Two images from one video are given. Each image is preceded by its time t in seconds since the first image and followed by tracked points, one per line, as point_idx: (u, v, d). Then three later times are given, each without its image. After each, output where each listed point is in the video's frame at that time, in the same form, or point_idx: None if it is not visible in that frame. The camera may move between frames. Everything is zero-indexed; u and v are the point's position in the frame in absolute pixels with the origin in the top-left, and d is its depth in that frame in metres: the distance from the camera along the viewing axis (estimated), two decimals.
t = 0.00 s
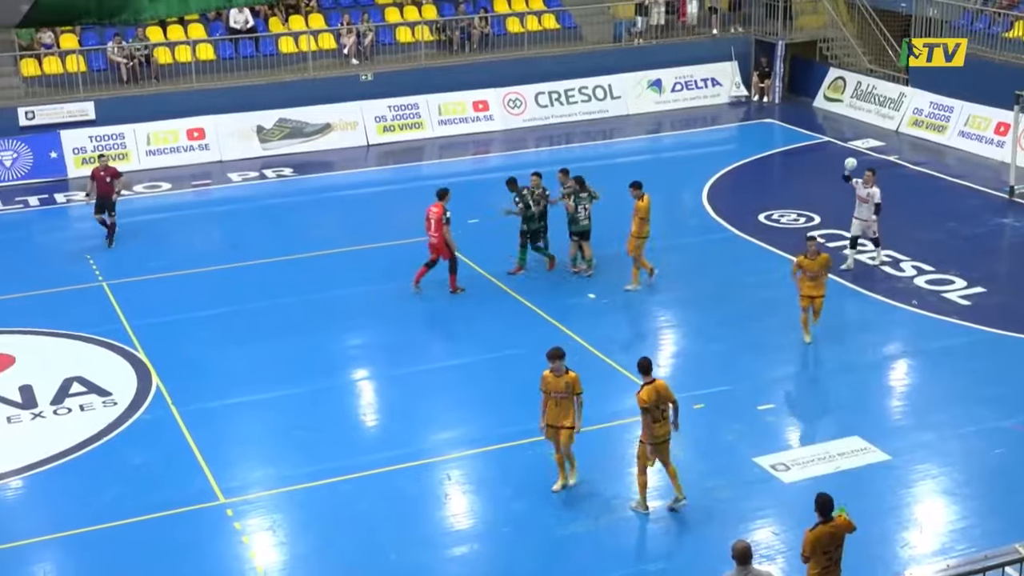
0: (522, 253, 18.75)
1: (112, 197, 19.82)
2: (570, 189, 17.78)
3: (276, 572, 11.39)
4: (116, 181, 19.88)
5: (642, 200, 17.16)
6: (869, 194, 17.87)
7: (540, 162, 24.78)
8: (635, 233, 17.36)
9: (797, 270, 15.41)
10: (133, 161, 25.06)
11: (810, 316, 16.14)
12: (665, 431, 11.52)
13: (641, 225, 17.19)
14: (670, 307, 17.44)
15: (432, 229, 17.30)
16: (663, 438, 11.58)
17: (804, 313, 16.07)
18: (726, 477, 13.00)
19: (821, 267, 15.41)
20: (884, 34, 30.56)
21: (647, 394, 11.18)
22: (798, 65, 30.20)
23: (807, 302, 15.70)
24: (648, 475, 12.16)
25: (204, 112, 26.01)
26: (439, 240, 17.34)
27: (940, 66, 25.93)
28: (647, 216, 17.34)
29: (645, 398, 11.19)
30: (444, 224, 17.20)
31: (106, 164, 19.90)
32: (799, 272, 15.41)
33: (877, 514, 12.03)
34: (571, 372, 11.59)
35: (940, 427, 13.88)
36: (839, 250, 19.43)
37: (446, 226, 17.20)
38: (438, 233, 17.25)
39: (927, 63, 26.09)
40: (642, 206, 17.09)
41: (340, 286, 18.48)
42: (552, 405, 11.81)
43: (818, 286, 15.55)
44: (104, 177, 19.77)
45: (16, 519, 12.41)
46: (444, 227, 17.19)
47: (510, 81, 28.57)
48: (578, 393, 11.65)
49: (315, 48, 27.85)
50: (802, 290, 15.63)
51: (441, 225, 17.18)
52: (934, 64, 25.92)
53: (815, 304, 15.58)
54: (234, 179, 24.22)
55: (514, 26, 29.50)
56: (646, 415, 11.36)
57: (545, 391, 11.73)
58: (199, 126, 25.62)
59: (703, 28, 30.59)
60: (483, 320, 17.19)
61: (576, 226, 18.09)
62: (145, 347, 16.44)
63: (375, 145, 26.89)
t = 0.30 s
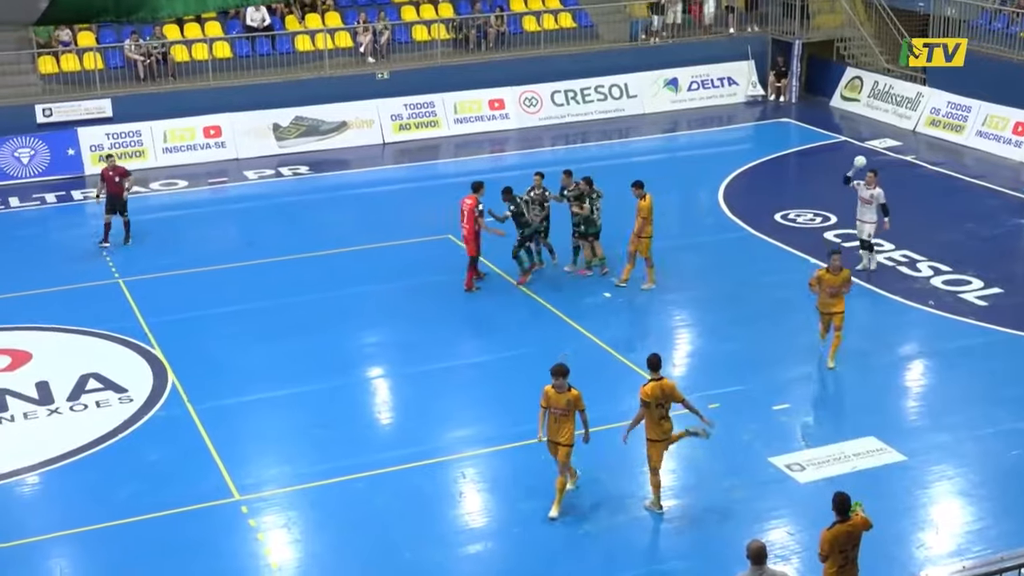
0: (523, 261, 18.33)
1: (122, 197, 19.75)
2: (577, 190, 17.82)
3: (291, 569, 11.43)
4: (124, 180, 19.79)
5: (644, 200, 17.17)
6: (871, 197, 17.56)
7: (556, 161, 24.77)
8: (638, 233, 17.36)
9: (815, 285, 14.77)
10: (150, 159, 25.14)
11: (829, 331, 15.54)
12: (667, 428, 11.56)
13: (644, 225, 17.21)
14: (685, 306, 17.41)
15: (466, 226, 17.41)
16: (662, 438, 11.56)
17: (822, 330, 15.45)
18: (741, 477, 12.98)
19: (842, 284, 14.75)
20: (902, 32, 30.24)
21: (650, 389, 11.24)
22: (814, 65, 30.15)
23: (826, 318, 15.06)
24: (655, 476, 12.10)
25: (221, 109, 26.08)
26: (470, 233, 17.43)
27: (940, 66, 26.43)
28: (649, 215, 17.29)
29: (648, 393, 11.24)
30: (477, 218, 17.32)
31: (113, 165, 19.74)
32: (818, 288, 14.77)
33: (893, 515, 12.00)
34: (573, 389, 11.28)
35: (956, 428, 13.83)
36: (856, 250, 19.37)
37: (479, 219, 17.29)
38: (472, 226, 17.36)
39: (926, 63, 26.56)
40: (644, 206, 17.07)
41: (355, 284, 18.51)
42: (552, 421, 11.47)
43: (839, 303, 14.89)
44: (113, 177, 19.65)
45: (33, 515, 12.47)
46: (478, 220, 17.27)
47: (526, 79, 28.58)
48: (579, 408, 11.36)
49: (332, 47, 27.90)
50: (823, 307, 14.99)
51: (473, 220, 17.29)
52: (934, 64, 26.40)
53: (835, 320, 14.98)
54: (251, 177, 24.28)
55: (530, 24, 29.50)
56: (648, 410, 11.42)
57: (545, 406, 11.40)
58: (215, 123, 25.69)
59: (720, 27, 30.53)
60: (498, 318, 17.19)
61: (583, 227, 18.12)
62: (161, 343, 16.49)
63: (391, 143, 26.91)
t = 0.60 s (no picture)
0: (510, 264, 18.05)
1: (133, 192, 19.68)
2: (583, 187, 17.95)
3: (310, 564, 11.46)
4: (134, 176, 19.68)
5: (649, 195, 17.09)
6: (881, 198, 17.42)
7: (576, 158, 24.73)
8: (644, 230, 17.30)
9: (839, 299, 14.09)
10: (171, 154, 25.19)
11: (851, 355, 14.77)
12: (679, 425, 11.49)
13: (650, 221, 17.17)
14: (705, 304, 17.37)
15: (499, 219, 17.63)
16: (671, 436, 11.49)
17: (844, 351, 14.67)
18: (761, 476, 12.96)
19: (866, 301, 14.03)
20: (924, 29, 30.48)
21: (663, 385, 11.30)
22: (837, 63, 30.18)
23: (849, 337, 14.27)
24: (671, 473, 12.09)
25: (243, 106, 26.17)
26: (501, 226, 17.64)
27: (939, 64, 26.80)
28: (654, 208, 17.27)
29: (659, 388, 11.29)
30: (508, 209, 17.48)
31: (123, 162, 19.59)
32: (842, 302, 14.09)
33: (913, 515, 11.95)
34: (577, 397, 10.98)
35: (977, 428, 13.76)
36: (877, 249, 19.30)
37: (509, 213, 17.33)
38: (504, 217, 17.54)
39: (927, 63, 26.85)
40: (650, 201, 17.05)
41: (375, 280, 18.53)
42: (556, 430, 11.17)
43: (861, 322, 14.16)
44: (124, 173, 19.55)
45: (55, 508, 12.55)
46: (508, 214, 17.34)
47: (547, 77, 28.57)
48: (584, 419, 11.05)
49: (353, 43, 27.80)
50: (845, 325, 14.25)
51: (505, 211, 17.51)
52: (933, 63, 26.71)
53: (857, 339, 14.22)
54: (272, 173, 24.32)
55: (551, 22, 29.60)
56: (658, 409, 11.34)
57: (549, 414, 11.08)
58: (236, 119, 25.73)
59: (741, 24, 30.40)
60: (518, 315, 17.19)
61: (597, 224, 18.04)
62: (182, 338, 16.54)
63: (411, 140, 26.87)
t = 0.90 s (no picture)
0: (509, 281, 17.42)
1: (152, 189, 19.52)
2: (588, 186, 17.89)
3: (334, 559, 11.50)
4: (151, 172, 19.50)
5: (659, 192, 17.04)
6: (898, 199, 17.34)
7: (601, 155, 24.68)
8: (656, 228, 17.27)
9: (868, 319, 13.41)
10: (197, 148, 25.30)
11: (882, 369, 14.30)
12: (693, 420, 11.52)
13: (661, 219, 17.13)
14: (729, 302, 17.32)
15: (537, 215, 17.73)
16: (683, 432, 11.57)
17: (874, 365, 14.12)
18: (785, 475, 12.93)
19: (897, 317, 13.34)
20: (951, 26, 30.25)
21: (675, 380, 11.33)
22: (863, 61, 30.03)
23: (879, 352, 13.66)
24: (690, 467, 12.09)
25: (269, 102, 26.27)
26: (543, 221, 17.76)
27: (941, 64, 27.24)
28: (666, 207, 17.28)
29: (672, 384, 11.34)
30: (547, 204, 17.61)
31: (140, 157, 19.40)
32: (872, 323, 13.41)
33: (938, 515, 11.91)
34: (582, 409, 10.82)
35: (1004, 429, 13.68)
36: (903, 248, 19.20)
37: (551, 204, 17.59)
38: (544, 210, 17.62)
39: (927, 63, 27.33)
40: (659, 198, 17.03)
41: (399, 275, 18.55)
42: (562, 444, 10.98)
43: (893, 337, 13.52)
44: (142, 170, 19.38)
45: (81, 500, 12.63)
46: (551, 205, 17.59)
47: (572, 74, 28.54)
48: (589, 431, 10.88)
49: (379, 38, 27.98)
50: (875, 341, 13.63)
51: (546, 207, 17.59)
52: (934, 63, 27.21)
53: (886, 356, 13.60)
54: (297, 168, 24.37)
55: (576, 18, 29.59)
56: (670, 404, 11.42)
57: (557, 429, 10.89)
58: (261, 114, 25.78)
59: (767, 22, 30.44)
60: (541, 312, 17.18)
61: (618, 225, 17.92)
62: (206, 332, 16.60)
63: (436, 135, 26.88)
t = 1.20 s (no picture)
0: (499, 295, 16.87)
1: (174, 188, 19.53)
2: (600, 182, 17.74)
3: (359, 553, 11.53)
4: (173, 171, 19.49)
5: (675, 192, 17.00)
6: (912, 199, 17.18)
7: (629, 151, 24.64)
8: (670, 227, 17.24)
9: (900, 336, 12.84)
10: (225, 143, 25.40)
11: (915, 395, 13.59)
12: (694, 414, 11.83)
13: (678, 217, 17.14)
14: (757, 300, 17.27)
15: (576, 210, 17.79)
16: (689, 424, 11.85)
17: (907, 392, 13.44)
18: (812, 474, 12.87)
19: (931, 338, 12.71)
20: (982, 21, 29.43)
21: (683, 373, 11.55)
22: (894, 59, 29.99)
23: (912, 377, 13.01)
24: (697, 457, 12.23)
25: (294, 96, 26.38)
26: (584, 214, 17.81)
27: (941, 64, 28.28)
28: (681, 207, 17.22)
29: (681, 375, 11.56)
30: (586, 197, 17.69)
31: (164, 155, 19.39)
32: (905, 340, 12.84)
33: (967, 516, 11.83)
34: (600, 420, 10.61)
35: None
36: (932, 247, 19.08)
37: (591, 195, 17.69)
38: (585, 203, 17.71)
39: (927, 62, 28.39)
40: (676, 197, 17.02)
41: (425, 271, 18.57)
42: (578, 460, 10.72)
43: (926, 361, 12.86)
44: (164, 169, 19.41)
45: (108, 492, 12.69)
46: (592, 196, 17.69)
47: (600, 70, 28.51)
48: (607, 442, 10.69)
49: (407, 34, 27.95)
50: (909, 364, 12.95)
51: (587, 199, 17.68)
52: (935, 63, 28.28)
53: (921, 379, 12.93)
54: (325, 163, 24.42)
55: (605, 14, 29.40)
56: (679, 396, 11.66)
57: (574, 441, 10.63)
58: (290, 109, 25.86)
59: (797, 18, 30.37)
60: (568, 309, 17.15)
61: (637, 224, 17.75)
62: (233, 326, 16.66)
63: (464, 131, 26.89)
